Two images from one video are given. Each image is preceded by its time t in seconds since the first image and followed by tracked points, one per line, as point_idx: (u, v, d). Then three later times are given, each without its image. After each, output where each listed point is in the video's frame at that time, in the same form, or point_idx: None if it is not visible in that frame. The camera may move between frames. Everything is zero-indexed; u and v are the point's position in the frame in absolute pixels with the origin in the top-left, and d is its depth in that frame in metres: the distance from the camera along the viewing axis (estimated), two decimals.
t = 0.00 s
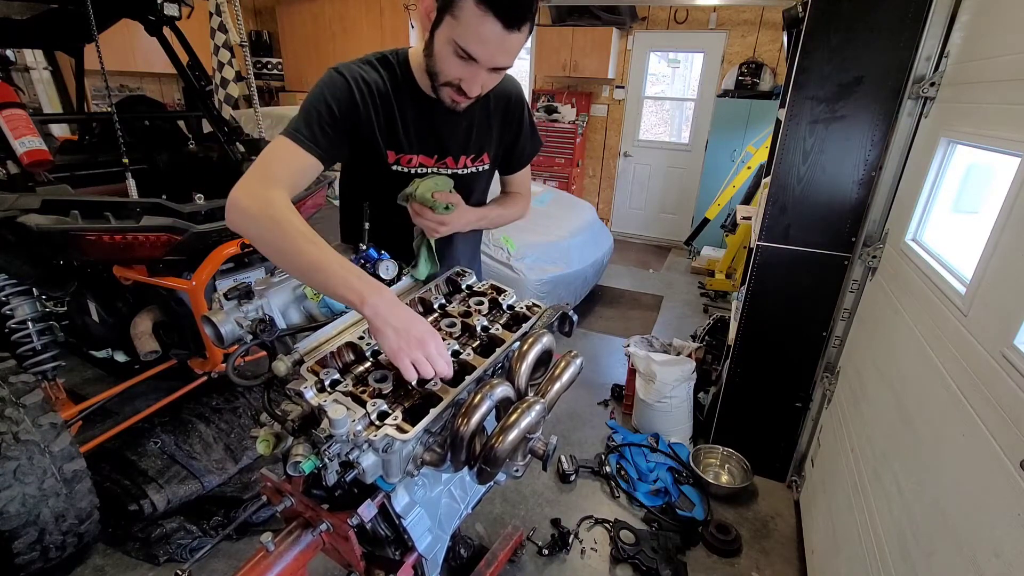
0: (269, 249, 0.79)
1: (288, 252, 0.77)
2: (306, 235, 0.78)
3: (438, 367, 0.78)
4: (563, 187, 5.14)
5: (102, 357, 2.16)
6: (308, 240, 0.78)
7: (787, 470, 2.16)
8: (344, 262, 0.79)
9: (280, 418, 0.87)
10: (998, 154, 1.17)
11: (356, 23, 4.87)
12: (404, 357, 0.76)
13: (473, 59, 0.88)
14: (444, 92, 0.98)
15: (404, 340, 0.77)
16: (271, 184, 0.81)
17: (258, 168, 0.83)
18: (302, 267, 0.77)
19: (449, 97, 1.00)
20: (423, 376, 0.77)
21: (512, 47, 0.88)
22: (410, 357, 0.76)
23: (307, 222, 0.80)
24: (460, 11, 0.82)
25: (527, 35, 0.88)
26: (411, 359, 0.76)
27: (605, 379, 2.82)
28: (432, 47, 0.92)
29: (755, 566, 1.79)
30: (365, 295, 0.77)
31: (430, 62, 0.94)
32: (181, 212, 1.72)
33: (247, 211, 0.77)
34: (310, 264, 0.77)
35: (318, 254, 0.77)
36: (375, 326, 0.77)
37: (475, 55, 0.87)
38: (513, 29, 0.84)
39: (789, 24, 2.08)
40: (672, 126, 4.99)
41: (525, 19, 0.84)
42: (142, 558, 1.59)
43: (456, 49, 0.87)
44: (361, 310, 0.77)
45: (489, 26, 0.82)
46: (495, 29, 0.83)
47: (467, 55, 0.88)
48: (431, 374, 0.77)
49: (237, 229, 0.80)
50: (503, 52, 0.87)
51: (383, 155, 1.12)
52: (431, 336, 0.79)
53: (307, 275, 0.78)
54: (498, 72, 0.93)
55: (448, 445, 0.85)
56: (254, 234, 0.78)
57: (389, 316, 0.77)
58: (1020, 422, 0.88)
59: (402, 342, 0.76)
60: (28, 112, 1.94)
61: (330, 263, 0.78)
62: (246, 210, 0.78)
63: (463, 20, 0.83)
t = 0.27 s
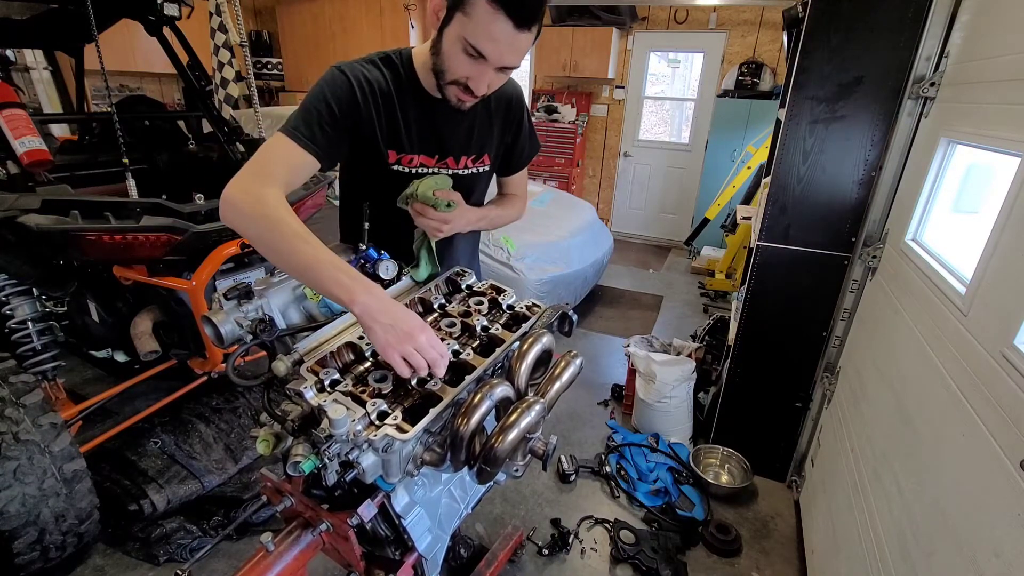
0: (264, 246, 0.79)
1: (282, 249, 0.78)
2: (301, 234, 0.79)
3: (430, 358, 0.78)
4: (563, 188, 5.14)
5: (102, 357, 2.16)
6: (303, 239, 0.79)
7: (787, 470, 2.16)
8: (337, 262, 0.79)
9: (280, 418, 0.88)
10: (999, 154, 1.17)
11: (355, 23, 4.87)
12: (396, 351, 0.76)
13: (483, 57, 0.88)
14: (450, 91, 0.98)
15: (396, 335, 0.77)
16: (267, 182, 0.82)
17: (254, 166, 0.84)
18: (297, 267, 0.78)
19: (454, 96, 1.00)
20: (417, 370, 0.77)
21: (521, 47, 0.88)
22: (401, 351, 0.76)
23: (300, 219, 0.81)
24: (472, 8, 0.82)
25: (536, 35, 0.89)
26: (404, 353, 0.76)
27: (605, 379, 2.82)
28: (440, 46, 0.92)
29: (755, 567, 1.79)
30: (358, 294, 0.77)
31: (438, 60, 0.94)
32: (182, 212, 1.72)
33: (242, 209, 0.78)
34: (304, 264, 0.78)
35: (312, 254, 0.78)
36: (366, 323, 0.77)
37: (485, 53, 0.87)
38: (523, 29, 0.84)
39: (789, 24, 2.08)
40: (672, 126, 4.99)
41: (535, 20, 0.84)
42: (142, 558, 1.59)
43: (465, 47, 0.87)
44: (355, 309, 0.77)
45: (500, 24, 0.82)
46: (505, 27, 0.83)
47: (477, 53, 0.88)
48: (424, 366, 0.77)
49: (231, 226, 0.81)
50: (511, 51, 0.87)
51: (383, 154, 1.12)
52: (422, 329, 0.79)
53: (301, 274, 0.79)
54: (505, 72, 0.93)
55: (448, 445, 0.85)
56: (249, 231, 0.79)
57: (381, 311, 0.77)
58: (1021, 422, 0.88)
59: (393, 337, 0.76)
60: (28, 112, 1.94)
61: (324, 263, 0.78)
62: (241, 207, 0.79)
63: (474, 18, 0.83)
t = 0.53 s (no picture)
0: (264, 246, 0.80)
1: (280, 248, 0.78)
2: (300, 235, 0.79)
3: (429, 353, 0.78)
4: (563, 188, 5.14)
5: (102, 357, 2.16)
6: (301, 239, 0.79)
7: (787, 470, 2.16)
8: (336, 262, 0.79)
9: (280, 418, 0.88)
10: (999, 154, 1.17)
11: (355, 23, 4.87)
12: (395, 348, 0.76)
13: (485, 56, 0.88)
14: (450, 90, 0.98)
15: (393, 333, 0.77)
16: (266, 181, 0.82)
17: (252, 166, 0.84)
18: (296, 267, 0.78)
19: (454, 95, 1.00)
20: (418, 367, 0.77)
21: (523, 46, 0.88)
22: (400, 348, 0.76)
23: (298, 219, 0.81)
24: (475, 6, 0.82)
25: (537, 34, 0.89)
26: (402, 351, 0.76)
27: (605, 379, 2.82)
28: (441, 44, 0.91)
29: (755, 566, 1.79)
30: (355, 293, 0.77)
31: (439, 59, 0.94)
32: (182, 212, 1.72)
33: (240, 209, 0.78)
34: (303, 264, 0.78)
35: (310, 254, 0.78)
36: (364, 322, 0.77)
37: (486, 52, 0.87)
38: (525, 28, 0.84)
39: (788, 25, 2.08)
40: (672, 126, 4.99)
41: (537, 19, 0.84)
42: (142, 558, 1.59)
43: (467, 45, 0.87)
44: (353, 309, 0.77)
45: (502, 23, 0.82)
46: (507, 26, 0.83)
47: (478, 51, 0.88)
48: (423, 362, 0.77)
49: (232, 226, 0.81)
50: (513, 50, 0.87)
51: (383, 154, 1.13)
52: (419, 326, 0.79)
53: (300, 274, 0.79)
54: (506, 71, 0.93)
55: (448, 445, 0.85)
56: (248, 231, 0.79)
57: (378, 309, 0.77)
58: (1021, 422, 0.88)
59: (391, 335, 0.76)
60: (28, 112, 1.94)
61: (322, 263, 0.78)
62: (240, 206, 0.79)
63: (475, 15, 0.83)
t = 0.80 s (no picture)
0: (260, 247, 0.80)
1: (277, 249, 0.78)
2: (295, 235, 0.79)
3: (423, 351, 0.79)
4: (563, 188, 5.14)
5: (102, 357, 2.16)
6: (295, 239, 0.79)
7: (787, 470, 2.16)
8: (330, 263, 0.80)
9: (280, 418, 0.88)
10: (999, 154, 1.17)
11: (355, 23, 4.87)
12: (390, 349, 0.76)
13: (485, 54, 0.88)
14: (449, 89, 0.98)
15: (386, 334, 0.77)
16: (262, 182, 0.82)
17: (248, 166, 0.84)
18: (290, 268, 0.78)
19: (453, 94, 1.00)
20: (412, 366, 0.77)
21: (523, 44, 0.88)
22: (395, 349, 0.76)
23: (295, 220, 0.81)
24: (477, 4, 0.82)
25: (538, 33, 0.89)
26: (395, 351, 0.76)
27: (605, 379, 2.82)
28: (442, 43, 0.91)
29: (755, 567, 1.79)
30: (348, 294, 0.77)
31: (440, 57, 0.94)
32: (181, 212, 1.72)
33: (236, 209, 0.79)
34: (297, 265, 0.78)
35: (305, 255, 0.78)
36: (357, 323, 0.77)
37: (487, 51, 0.87)
38: (526, 26, 0.84)
39: (789, 24, 2.08)
40: (672, 126, 4.99)
41: (538, 17, 0.85)
42: (142, 558, 1.59)
43: (467, 43, 0.87)
44: (346, 310, 0.77)
45: (503, 21, 0.82)
46: (508, 24, 0.83)
47: (478, 50, 0.87)
48: (416, 361, 0.77)
49: (229, 227, 0.81)
50: (514, 48, 0.87)
51: (383, 155, 1.12)
52: (412, 324, 0.80)
53: (295, 276, 0.79)
54: (505, 70, 0.93)
55: (448, 445, 0.85)
56: (246, 232, 0.79)
57: (373, 310, 0.78)
58: (1021, 423, 0.88)
59: (384, 336, 0.76)
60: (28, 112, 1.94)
61: (317, 264, 0.78)
62: (237, 207, 0.79)
63: (477, 13, 0.83)
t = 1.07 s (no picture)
0: (259, 249, 0.80)
1: (276, 252, 0.78)
2: (293, 237, 0.79)
3: (417, 351, 0.78)
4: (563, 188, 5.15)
5: (101, 357, 2.16)
6: (293, 241, 0.79)
7: (787, 470, 2.16)
8: (328, 265, 0.80)
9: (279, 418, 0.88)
10: (999, 154, 1.17)
11: (355, 23, 4.87)
12: (387, 351, 0.76)
13: (484, 53, 0.88)
14: (449, 88, 0.98)
15: (381, 335, 0.77)
16: (261, 184, 0.83)
17: (247, 167, 0.85)
18: (289, 270, 0.79)
19: (453, 94, 1.00)
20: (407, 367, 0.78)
21: (523, 44, 0.88)
22: (392, 351, 0.76)
23: (293, 222, 0.81)
24: (477, 4, 0.82)
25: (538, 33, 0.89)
26: (391, 352, 0.76)
27: (605, 379, 2.82)
28: (442, 42, 0.91)
29: (755, 567, 1.79)
30: (345, 297, 0.78)
31: (440, 56, 0.94)
32: (181, 212, 1.72)
33: (235, 210, 0.79)
34: (295, 266, 0.78)
35: (303, 256, 0.78)
36: (352, 325, 0.77)
37: (486, 50, 0.87)
38: (526, 25, 0.84)
39: (789, 24, 2.08)
40: (672, 126, 4.99)
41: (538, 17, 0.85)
42: (142, 558, 1.59)
43: (467, 42, 0.87)
44: (342, 313, 0.77)
45: (503, 20, 0.82)
46: (508, 22, 0.83)
47: (478, 49, 0.87)
48: (410, 362, 0.77)
49: (229, 228, 0.82)
50: (513, 48, 0.87)
51: (382, 155, 1.12)
52: (406, 324, 0.79)
53: (294, 278, 0.79)
54: (505, 70, 0.93)
55: (448, 445, 0.85)
56: (245, 234, 0.79)
57: (372, 312, 0.78)
58: (1022, 423, 0.87)
59: (381, 338, 0.77)
60: (28, 112, 1.94)
61: (315, 266, 0.78)
62: (237, 210, 0.79)
63: (477, 12, 0.83)
